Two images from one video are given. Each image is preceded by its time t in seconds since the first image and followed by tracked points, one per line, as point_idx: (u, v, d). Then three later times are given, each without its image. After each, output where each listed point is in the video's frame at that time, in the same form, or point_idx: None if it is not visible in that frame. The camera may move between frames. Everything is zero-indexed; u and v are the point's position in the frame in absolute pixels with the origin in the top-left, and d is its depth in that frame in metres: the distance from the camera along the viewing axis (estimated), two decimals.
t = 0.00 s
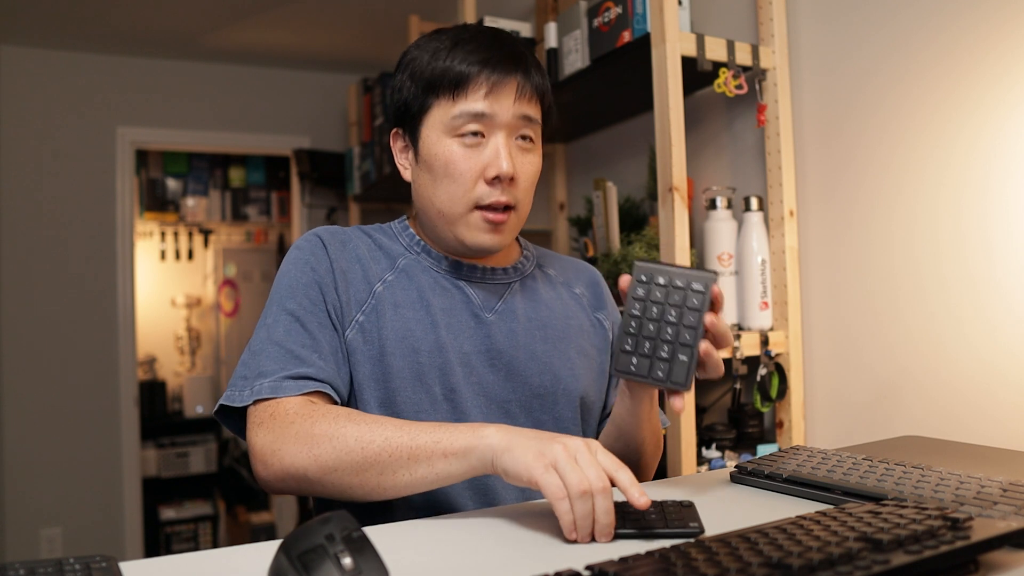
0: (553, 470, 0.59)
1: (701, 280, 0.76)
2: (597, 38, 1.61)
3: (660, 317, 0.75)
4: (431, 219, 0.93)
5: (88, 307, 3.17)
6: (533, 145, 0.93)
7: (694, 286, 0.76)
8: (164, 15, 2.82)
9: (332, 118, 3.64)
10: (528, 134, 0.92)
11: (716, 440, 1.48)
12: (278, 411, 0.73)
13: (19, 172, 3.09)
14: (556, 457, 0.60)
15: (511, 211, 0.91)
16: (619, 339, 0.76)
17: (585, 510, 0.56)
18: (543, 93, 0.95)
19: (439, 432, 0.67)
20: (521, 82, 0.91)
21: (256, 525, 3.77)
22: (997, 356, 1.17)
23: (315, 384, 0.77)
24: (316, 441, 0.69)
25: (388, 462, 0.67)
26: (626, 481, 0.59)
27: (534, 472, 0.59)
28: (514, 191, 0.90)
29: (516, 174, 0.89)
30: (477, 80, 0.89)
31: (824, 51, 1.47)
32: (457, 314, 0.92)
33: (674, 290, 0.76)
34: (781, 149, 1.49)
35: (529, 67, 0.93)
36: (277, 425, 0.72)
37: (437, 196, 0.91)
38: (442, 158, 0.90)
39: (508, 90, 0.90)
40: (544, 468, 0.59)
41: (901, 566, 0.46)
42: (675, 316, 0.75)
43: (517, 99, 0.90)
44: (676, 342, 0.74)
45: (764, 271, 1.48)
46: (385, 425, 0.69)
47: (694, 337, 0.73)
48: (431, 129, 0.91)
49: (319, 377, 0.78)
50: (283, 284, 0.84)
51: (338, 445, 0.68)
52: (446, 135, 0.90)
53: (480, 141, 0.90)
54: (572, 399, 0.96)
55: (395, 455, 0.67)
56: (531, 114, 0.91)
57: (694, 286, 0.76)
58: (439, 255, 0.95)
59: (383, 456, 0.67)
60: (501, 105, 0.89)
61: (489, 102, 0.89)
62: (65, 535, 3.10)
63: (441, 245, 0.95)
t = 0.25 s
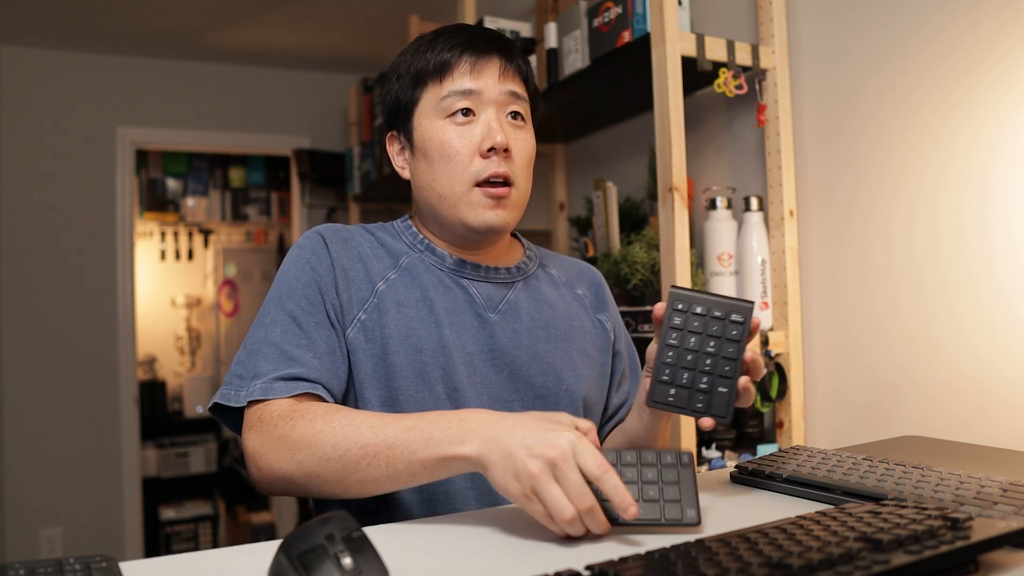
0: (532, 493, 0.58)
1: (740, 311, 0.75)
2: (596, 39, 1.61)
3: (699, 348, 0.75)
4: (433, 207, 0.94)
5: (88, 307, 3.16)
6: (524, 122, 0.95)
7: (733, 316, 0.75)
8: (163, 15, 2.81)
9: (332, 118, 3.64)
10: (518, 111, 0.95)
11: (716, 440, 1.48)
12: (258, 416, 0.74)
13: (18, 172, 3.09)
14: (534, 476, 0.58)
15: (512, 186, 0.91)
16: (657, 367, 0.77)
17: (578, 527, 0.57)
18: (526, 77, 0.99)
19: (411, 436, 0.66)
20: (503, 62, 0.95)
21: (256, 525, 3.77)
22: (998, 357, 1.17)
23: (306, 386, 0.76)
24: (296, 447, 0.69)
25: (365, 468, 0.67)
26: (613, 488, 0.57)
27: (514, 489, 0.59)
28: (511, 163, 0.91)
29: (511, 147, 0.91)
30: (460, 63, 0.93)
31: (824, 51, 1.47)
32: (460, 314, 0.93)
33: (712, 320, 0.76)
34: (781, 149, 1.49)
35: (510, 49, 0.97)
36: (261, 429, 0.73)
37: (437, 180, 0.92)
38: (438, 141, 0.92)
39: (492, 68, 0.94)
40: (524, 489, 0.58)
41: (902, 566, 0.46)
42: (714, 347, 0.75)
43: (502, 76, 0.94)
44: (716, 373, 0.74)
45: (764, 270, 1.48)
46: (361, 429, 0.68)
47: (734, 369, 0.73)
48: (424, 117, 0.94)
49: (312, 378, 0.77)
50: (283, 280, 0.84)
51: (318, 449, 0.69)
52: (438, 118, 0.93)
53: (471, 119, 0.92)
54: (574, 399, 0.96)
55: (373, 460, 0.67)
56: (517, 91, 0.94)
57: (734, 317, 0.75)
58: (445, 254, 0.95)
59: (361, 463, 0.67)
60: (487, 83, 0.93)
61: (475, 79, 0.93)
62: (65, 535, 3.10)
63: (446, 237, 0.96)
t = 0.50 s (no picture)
0: (560, 400, 0.65)
1: (735, 269, 0.73)
2: (596, 39, 1.61)
3: (692, 308, 0.73)
4: (410, 210, 0.93)
5: (88, 307, 3.16)
6: (501, 126, 0.95)
7: (728, 275, 0.73)
8: (163, 14, 2.81)
9: (332, 118, 3.65)
10: (494, 114, 0.94)
11: (716, 440, 1.48)
12: (274, 465, 0.77)
13: (18, 172, 3.09)
14: (543, 395, 0.64)
15: (487, 188, 0.90)
16: (648, 329, 0.74)
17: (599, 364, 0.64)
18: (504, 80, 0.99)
19: (415, 443, 0.67)
20: (479, 65, 0.94)
21: (257, 525, 3.77)
22: (999, 357, 1.17)
23: (300, 441, 0.77)
24: (318, 487, 0.72)
25: (390, 486, 0.70)
26: (588, 345, 0.62)
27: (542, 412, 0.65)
28: (486, 166, 0.90)
29: (486, 150, 0.90)
30: (435, 67, 0.93)
31: (823, 51, 1.47)
32: (448, 317, 0.92)
33: (706, 279, 0.73)
34: (781, 149, 1.49)
35: (486, 53, 0.97)
36: (279, 474, 0.75)
37: (413, 183, 0.92)
38: (413, 145, 0.91)
39: (466, 72, 0.93)
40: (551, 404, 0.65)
41: (902, 566, 0.46)
42: (707, 307, 0.72)
43: (478, 80, 0.93)
44: (709, 334, 0.72)
45: (764, 270, 1.48)
46: (372, 454, 0.70)
47: (728, 330, 0.72)
48: (400, 121, 0.94)
49: (303, 431, 0.79)
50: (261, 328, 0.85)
51: (339, 483, 0.71)
52: (413, 123, 0.93)
53: (446, 123, 0.92)
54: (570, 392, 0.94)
55: (394, 478, 0.70)
56: (493, 94, 0.94)
57: (728, 275, 0.73)
58: (425, 257, 0.94)
59: (383, 483, 0.70)
60: (462, 86, 0.92)
61: (449, 83, 0.92)
62: (65, 534, 3.10)
63: (425, 239, 0.95)
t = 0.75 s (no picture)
0: (565, 368, 0.69)
1: (676, 238, 0.75)
2: (596, 38, 1.61)
3: (640, 282, 0.75)
4: (404, 213, 0.93)
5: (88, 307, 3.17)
6: (495, 127, 0.94)
7: (670, 244, 0.75)
8: (164, 14, 2.81)
9: (332, 118, 3.65)
10: (488, 115, 0.94)
11: (716, 440, 1.48)
12: (284, 480, 0.77)
13: (18, 172, 3.09)
14: (547, 367, 0.68)
15: (480, 191, 0.90)
16: (602, 311, 0.75)
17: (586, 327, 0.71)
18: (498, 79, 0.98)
19: (431, 444, 0.70)
20: (472, 66, 0.94)
21: (257, 525, 3.77)
22: (999, 357, 1.17)
23: (308, 454, 0.78)
24: (334, 499, 0.73)
25: (407, 490, 0.72)
26: (567, 309, 0.68)
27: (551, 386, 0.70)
28: (479, 168, 0.90)
29: (479, 153, 0.90)
30: (427, 67, 0.93)
31: (823, 51, 1.47)
32: (446, 320, 0.92)
33: (650, 252, 0.75)
34: (781, 149, 1.49)
35: (479, 53, 0.96)
36: (290, 491, 0.75)
37: (406, 185, 0.92)
38: (406, 147, 0.91)
39: (459, 72, 0.93)
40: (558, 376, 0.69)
41: (901, 566, 0.46)
42: (656, 279, 0.75)
43: (471, 81, 0.93)
44: (662, 306, 0.74)
45: (765, 270, 1.47)
46: (387, 458, 0.72)
47: (679, 297, 0.74)
48: (393, 122, 0.94)
49: (308, 443, 0.79)
50: (259, 340, 0.85)
51: (355, 493, 0.72)
52: (406, 124, 0.92)
53: (439, 124, 0.92)
54: (566, 391, 0.94)
55: (410, 481, 0.72)
56: (487, 95, 0.93)
57: (671, 245, 0.75)
58: (420, 260, 0.94)
59: (399, 486, 0.72)
60: (455, 87, 0.92)
61: (442, 84, 0.92)
62: (65, 534, 3.09)
63: (418, 240, 0.95)
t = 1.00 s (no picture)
0: (570, 362, 0.68)
1: (674, 244, 0.75)
2: (596, 39, 1.61)
3: (638, 289, 0.75)
4: (401, 220, 0.94)
5: (88, 307, 3.17)
6: (486, 126, 0.94)
7: (667, 251, 0.75)
8: (163, 15, 2.82)
9: (332, 118, 3.65)
10: (478, 116, 0.93)
11: (716, 440, 1.48)
12: (285, 474, 0.77)
13: (18, 172, 3.09)
14: (553, 362, 0.67)
15: (474, 194, 0.90)
16: (600, 319, 0.74)
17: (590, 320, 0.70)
18: (488, 76, 0.97)
19: (435, 440, 0.70)
20: (457, 66, 0.93)
21: (257, 525, 3.77)
22: (998, 356, 1.17)
23: (310, 448, 0.78)
24: (336, 494, 0.72)
25: (410, 486, 0.72)
26: (571, 302, 0.68)
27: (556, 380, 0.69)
28: (472, 172, 0.90)
29: (470, 155, 0.90)
30: (413, 72, 0.93)
31: (823, 51, 1.47)
32: (447, 318, 0.91)
33: (647, 259, 0.76)
34: (781, 149, 1.49)
35: (464, 52, 0.95)
36: (291, 486, 0.75)
37: (400, 193, 0.92)
38: (398, 155, 0.91)
39: (445, 75, 0.92)
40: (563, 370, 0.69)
41: (901, 566, 0.46)
42: (653, 286, 0.75)
43: (457, 83, 0.92)
44: (661, 312, 0.74)
45: (764, 270, 1.47)
46: (391, 453, 0.71)
47: (678, 304, 0.74)
48: (384, 130, 0.94)
49: (310, 438, 0.79)
50: (260, 334, 0.85)
51: (357, 488, 0.72)
52: (397, 132, 0.92)
53: (429, 130, 0.91)
54: (565, 391, 0.94)
55: (413, 477, 0.71)
56: (475, 95, 0.93)
57: (667, 251, 0.75)
58: (421, 259, 0.94)
59: (402, 482, 0.71)
60: (442, 90, 0.91)
61: (428, 89, 0.92)
62: (65, 535, 3.09)
63: (419, 244, 0.96)
